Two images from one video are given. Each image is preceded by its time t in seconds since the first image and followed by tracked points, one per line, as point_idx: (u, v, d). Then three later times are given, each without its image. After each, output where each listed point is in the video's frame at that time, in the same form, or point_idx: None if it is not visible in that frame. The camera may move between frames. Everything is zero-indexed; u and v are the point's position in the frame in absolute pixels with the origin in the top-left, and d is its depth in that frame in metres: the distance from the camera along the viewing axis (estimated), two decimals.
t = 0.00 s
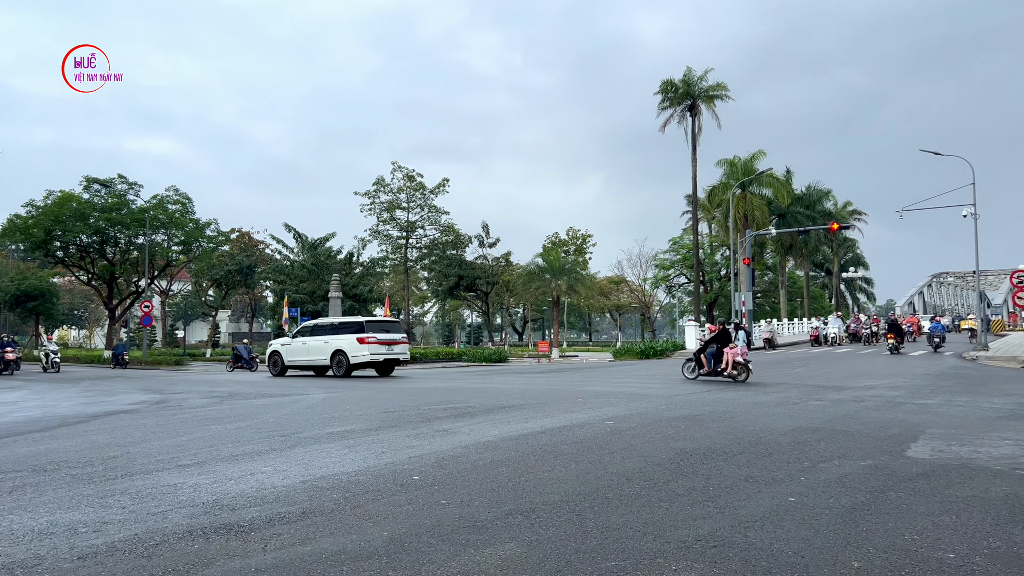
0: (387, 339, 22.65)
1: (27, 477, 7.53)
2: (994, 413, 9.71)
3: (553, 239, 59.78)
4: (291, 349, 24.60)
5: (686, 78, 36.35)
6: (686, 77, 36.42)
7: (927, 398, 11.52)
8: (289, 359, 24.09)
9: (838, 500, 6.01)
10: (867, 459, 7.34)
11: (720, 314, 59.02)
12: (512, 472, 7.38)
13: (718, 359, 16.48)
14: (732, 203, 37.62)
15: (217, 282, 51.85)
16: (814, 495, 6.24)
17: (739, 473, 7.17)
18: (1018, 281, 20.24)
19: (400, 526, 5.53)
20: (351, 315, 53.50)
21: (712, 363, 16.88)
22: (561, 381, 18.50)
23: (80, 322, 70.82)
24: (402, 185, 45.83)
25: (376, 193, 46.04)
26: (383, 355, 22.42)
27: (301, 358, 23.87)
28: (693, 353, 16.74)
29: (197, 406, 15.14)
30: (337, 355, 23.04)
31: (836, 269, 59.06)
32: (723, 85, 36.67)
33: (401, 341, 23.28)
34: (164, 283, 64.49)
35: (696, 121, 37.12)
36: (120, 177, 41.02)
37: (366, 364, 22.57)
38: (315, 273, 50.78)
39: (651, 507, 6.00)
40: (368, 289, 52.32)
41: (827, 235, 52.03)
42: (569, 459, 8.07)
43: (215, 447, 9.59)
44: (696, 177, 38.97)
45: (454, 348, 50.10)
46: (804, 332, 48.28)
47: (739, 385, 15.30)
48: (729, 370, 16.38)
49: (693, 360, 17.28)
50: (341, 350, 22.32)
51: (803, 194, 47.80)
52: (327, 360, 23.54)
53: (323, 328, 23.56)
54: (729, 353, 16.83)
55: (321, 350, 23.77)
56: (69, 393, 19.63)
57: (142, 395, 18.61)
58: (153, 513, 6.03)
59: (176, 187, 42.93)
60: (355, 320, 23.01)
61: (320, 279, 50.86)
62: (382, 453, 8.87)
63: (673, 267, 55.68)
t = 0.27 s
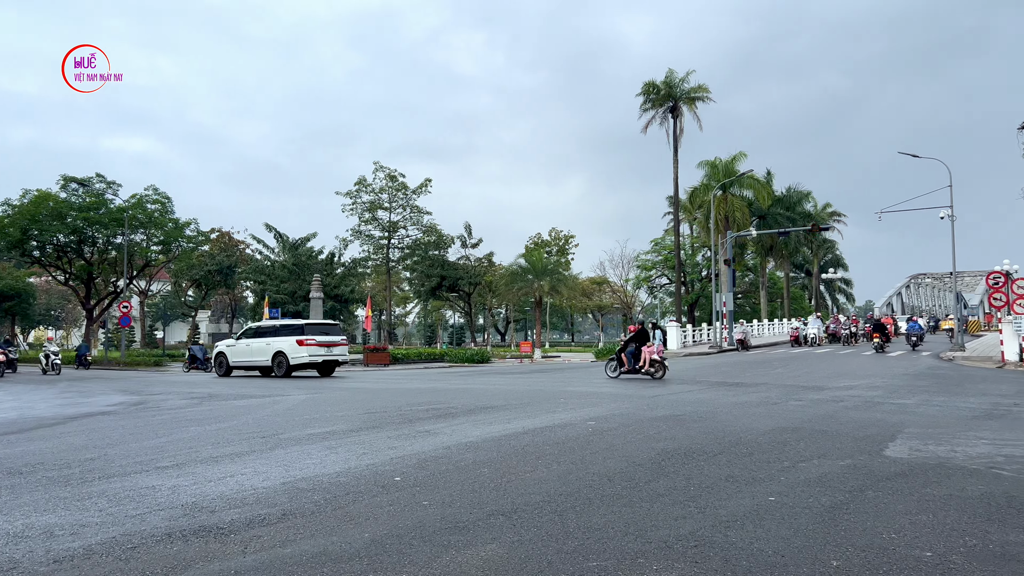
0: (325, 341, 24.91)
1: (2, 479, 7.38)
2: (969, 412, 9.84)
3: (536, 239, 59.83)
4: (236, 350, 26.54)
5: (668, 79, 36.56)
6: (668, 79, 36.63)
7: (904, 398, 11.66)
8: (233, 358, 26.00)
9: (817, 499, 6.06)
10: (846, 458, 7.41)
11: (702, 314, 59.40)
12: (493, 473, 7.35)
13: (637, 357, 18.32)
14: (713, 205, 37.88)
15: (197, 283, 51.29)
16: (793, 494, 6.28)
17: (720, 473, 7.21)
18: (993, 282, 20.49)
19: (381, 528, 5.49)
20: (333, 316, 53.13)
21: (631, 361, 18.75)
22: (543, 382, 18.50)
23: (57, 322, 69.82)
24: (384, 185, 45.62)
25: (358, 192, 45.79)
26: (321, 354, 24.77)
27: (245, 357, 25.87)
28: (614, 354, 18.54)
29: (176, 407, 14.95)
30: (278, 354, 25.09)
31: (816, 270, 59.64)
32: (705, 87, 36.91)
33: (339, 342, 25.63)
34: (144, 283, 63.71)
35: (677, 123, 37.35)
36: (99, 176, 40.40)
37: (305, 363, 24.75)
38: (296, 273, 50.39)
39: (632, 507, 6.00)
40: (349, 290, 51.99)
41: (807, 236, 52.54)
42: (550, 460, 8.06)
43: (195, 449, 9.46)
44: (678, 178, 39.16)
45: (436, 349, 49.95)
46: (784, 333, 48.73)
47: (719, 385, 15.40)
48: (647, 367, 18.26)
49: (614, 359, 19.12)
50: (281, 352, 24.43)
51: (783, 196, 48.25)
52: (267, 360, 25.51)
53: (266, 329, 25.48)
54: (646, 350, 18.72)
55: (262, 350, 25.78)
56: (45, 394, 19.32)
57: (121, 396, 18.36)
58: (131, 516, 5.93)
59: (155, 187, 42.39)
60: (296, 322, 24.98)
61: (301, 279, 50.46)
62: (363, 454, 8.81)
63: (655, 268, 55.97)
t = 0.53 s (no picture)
0: (265, 341, 25.79)
1: None
2: (944, 411, 9.98)
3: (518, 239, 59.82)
4: (183, 351, 27.44)
5: (649, 80, 36.74)
6: (650, 80, 36.81)
7: (881, 397, 11.80)
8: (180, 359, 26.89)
9: (796, 498, 6.10)
10: (824, 457, 7.48)
11: (683, 314, 59.75)
12: (475, 474, 7.33)
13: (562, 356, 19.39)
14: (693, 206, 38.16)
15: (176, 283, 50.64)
16: (773, 493, 6.32)
17: (700, 472, 7.25)
18: (969, 282, 20.78)
19: (361, 529, 5.44)
20: (313, 316, 52.72)
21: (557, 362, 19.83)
22: (524, 382, 18.49)
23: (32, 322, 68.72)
24: (365, 185, 45.38)
25: (339, 192, 45.52)
26: (262, 355, 25.72)
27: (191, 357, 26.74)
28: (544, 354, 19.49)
29: (154, 408, 14.75)
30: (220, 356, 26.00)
31: (795, 270, 60.16)
32: (685, 88, 37.10)
33: (280, 342, 26.46)
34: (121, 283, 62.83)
35: (658, 124, 37.55)
36: (75, 174, 39.70)
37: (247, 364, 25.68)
38: (276, 273, 49.96)
39: (612, 506, 6.02)
40: (330, 290, 51.66)
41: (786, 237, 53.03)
42: (532, 459, 8.05)
43: (174, 450, 9.32)
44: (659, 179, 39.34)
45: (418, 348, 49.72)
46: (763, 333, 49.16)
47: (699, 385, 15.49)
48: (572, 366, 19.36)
49: (541, 360, 20.18)
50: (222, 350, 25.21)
51: (763, 197, 48.71)
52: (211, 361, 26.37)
53: (213, 330, 26.41)
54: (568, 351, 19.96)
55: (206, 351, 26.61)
56: (19, 394, 18.96)
57: (97, 397, 18.09)
58: (108, 517, 5.82)
59: (133, 185, 41.77)
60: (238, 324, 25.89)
61: (281, 279, 50.05)
62: (344, 454, 8.75)
63: (636, 268, 56.23)
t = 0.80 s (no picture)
0: (208, 344, 25.53)
1: None
2: (921, 411, 10.09)
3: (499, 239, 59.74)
4: (129, 351, 27.15)
5: (631, 81, 36.89)
6: (631, 80, 36.95)
7: (859, 397, 11.92)
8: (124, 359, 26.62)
9: (775, 496, 6.14)
10: (803, 456, 7.54)
11: (663, 314, 60.07)
12: (456, 474, 7.30)
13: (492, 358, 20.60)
14: (674, 206, 38.39)
15: (154, 283, 49.93)
16: (753, 492, 6.36)
17: (681, 471, 7.28)
18: (945, 283, 21.05)
19: (342, 530, 5.39)
20: (293, 316, 52.28)
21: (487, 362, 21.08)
22: (506, 382, 18.47)
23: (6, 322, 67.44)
24: (346, 184, 45.09)
25: (319, 191, 45.18)
26: (205, 356, 25.52)
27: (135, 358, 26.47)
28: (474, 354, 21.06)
29: (131, 409, 14.54)
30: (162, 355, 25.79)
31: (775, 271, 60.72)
32: (667, 89, 37.30)
33: (224, 345, 26.22)
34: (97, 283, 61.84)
35: (639, 125, 37.72)
36: (51, 172, 39.00)
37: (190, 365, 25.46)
38: (256, 274, 49.47)
39: (594, 505, 6.02)
40: (310, 290, 51.25)
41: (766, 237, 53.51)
42: (513, 459, 8.04)
43: (151, 451, 9.18)
44: (640, 179, 39.50)
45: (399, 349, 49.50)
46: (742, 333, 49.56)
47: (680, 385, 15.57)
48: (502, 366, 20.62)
49: (472, 360, 21.41)
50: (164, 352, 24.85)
51: (743, 198, 49.13)
52: (155, 360, 26.14)
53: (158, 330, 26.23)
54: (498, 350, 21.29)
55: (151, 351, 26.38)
56: None
57: (72, 399, 17.76)
58: (84, 520, 5.71)
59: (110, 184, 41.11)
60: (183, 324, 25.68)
61: (261, 279, 49.59)
62: (324, 455, 8.68)
63: (617, 269, 56.44)
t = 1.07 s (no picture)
0: (153, 344, 25.35)
1: None
2: (898, 410, 10.22)
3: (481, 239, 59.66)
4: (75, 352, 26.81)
5: (612, 83, 37.02)
6: (612, 82, 37.08)
7: (838, 397, 12.03)
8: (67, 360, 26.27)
9: (755, 496, 6.18)
10: (782, 456, 7.59)
11: (644, 315, 60.37)
12: (437, 475, 7.25)
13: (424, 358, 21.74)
14: (655, 207, 38.59)
15: (131, 283, 49.22)
16: (733, 491, 6.39)
17: (661, 471, 7.29)
18: (922, 285, 21.33)
19: (321, 531, 5.32)
20: (273, 317, 51.84)
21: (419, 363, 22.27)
22: (488, 383, 18.44)
23: None
24: (326, 184, 44.80)
25: (300, 191, 44.82)
26: (149, 357, 25.38)
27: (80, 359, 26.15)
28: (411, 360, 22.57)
29: (108, 410, 14.30)
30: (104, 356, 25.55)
31: (755, 272, 61.26)
32: (648, 91, 37.48)
33: (167, 345, 26.09)
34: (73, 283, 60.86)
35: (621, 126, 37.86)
36: (26, 171, 38.30)
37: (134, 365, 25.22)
38: (235, 274, 48.96)
39: (575, 506, 6.01)
40: (290, 291, 50.84)
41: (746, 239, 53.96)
42: (494, 460, 8.00)
43: (128, 453, 9.02)
44: (621, 180, 39.64)
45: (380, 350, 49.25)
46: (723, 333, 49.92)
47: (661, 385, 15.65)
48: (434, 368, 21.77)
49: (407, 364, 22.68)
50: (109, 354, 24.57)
51: (723, 199, 49.51)
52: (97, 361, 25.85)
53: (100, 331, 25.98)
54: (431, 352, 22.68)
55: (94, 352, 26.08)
56: None
57: (46, 400, 17.43)
58: (59, 523, 5.59)
59: (87, 183, 40.45)
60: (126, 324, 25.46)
61: (241, 279, 49.12)
62: (304, 457, 8.58)
63: (599, 269, 56.63)
